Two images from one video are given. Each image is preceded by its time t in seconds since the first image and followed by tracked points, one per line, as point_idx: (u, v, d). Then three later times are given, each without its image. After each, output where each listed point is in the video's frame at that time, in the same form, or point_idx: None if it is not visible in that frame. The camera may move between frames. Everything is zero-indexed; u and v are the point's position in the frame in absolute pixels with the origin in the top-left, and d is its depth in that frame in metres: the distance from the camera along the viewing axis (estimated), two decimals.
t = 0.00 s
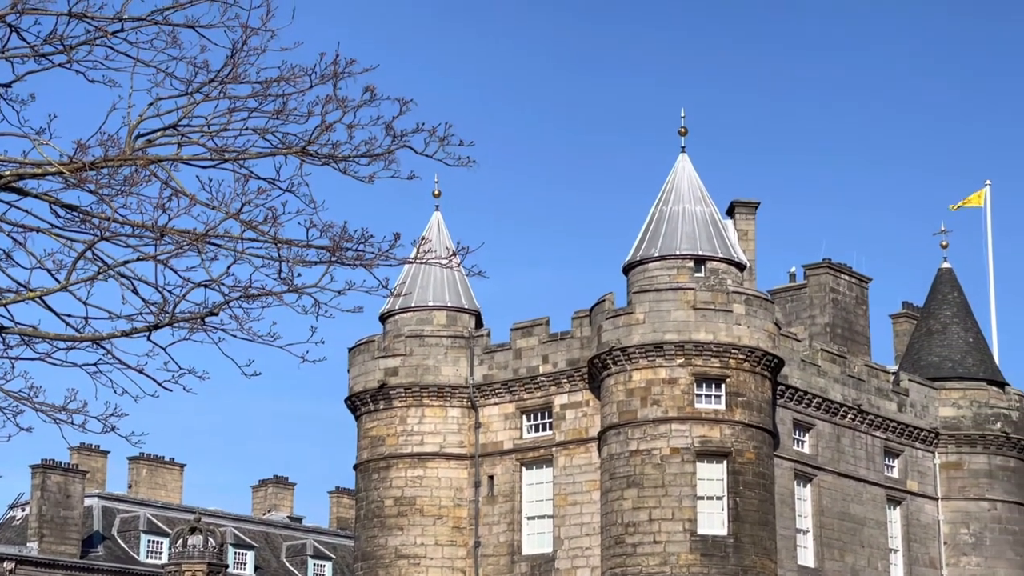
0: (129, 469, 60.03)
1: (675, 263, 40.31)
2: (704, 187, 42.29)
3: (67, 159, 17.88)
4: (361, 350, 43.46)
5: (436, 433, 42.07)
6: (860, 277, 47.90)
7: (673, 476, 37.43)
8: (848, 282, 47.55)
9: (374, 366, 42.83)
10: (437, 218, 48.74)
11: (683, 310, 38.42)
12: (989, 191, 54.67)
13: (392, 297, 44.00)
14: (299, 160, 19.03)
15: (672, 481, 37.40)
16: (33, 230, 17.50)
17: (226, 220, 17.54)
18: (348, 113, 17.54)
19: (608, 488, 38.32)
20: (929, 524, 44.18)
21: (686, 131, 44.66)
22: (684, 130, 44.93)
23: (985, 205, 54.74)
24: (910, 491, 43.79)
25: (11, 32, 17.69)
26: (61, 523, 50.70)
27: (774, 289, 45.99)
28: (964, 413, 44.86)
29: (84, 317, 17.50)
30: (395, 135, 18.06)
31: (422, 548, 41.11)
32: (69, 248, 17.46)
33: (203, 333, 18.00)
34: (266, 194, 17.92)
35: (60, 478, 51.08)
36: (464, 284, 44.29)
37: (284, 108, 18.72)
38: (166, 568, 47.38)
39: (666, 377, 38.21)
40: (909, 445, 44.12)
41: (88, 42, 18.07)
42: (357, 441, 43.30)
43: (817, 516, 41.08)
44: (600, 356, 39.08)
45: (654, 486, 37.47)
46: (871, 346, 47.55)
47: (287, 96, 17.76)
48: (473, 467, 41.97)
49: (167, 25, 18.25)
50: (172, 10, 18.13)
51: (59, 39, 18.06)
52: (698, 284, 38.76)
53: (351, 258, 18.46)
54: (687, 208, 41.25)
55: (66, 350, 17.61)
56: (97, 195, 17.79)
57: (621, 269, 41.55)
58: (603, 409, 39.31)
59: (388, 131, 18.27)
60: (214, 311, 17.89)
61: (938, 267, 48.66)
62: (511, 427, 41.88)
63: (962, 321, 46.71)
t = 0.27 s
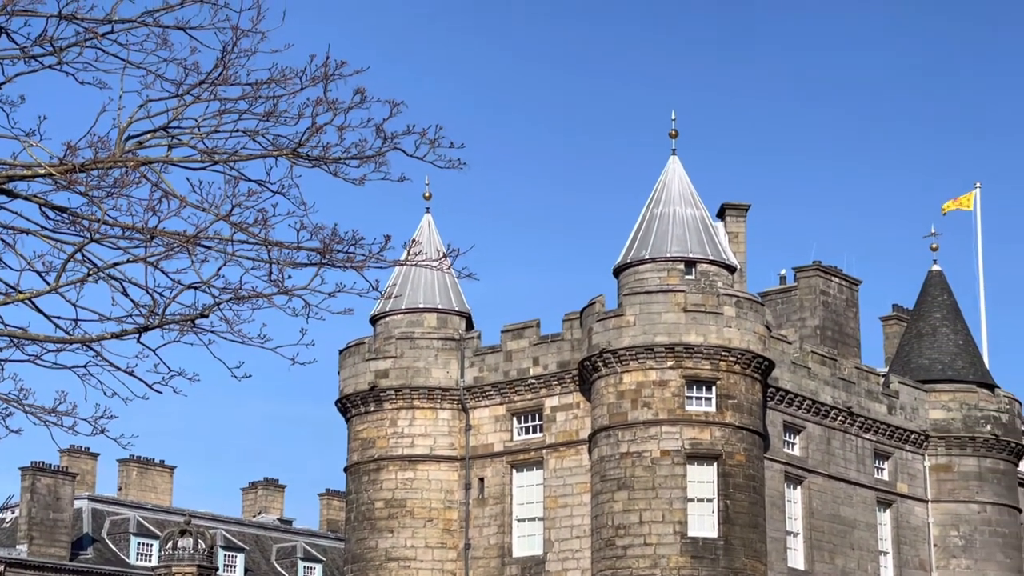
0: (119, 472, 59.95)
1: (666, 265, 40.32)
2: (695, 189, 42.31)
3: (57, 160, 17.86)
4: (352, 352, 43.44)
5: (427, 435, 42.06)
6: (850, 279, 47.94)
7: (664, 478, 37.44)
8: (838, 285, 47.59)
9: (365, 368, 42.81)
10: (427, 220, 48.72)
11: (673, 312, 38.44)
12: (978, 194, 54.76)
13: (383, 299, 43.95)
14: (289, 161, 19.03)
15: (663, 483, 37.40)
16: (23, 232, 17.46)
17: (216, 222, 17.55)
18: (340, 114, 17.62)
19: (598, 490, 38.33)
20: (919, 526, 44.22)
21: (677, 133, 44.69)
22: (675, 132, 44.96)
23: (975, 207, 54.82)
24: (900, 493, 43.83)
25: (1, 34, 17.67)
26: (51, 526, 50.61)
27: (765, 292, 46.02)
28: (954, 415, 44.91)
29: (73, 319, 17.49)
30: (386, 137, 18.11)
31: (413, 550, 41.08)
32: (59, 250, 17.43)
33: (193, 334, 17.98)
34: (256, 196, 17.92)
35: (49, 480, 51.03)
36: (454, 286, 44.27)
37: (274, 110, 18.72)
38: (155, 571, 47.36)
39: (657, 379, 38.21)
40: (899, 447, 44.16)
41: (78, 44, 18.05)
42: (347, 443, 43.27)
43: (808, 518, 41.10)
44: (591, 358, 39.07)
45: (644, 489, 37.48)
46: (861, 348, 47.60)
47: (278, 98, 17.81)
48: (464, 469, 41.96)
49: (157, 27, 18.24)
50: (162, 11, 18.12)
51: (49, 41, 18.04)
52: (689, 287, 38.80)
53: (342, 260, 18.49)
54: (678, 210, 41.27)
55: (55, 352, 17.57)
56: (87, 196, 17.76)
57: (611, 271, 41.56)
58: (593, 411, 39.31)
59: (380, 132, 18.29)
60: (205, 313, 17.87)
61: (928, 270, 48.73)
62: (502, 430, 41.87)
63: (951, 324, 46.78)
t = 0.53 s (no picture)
0: (109, 473, 59.86)
1: (657, 267, 40.33)
2: (686, 191, 42.32)
3: (47, 162, 17.85)
4: (343, 354, 43.42)
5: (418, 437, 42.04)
6: (841, 282, 47.99)
7: (655, 481, 37.45)
8: (829, 287, 47.64)
9: (356, 370, 42.78)
10: (418, 222, 48.69)
11: (665, 314, 38.46)
12: (969, 196, 54.83)
13: (374, 302, 43.81)
14: (280, 163, 19.05)
15: (654, 485, 37.42)
16: (13, 234, 17.44)
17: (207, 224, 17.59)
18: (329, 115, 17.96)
19: (589, 492, 38.34)
20: (910, 528, 44.27)
21: (668, 136, 44.71)
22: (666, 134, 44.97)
23: (966, 209, 54.88)
24: (891, 495, 43.87)
25: None
26: (41, 528, 50.54)
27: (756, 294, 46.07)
28: (945, 417, 44.96)
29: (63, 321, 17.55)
30: (377, 139, 18.23)
31: (404, 552, 41.06)
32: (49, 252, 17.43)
33: (184, 337, 17.98)
34: (247, 198, 17.94)
35: (40, 482, 50.95)
36: (446, 288, 44.23)
37: (265, 111, 18.74)
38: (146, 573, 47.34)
39: (648, 381, 38.22)
40: (890, 449, 44.20)
41: (69, 45, 18.04)
42: (339, 445, 43.24)
43: (799, 520, 41.14)
44: (583, 360, 39.08)
45: (635, 491, 37.49)
46: (852, 350, 47.67)
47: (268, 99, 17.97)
48: (455, 471, 41.94)
49: (147, 28, 18.24)
50: (154, 13, 18.12)
51: (40, 42, 18.01)
52: (680, 288, 38.76)
53: (333, 262, 18.53)
54: (669, 213, 41.29)
55: (46, 354, 17.57)
56: (77, 198, 17.75)
57: (603, 273, 41.57)
58: (584, 413, 39.32)
59: (371, 134, 18.33)
60: (195, 316, 17.87)
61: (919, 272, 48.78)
62: (493, 432, 41.87)
63: (942, 326, 46.78)
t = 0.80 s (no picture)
0: (101, 474, 59.78)
1: (649, 268, 40.35)
2: (678, 192, 42.34)
3: (38, 162, 17.82)
4: (335, 355, 43.39)
5: (409, 438, 42.02)
6: (833, 283, 48.04)
7: (647, 482, 37.46)
8: (821, 288, 47.67)
9: (348, 371, 42.75)
10: (409, 224, 48.68)
11: (657, 315, 38.47)
12: (961, 198, 54.90)
13: (366, 302, 43.89)
14: (272, 164, 19.04)
15: (646, 487, 37.43)
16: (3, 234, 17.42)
17: (198, 224, 17.57)
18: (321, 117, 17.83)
19: (581, 493, 38.34)
20: (901, 529, 44.30)
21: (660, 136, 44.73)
22: (659, 135, 44.98)
23: (958, 211, 54.95)
24: (882, 497, 43.91)
25: None
26: (32, 529, 50.45)
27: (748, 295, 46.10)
28: (936, 419, 45.01)
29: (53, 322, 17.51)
30: (368, 139, 18.20)
31: (395, 554, 41.04)
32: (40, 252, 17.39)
33: (175, 337, 17.96)
34: (238, 198, 17.93)
35: (31, 483, 50.92)
36: (438, 289, 44.22)
37: (257, 112, 18.72)
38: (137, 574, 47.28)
39: (640, 382, 38.24)
40: (881, 450, 44.24)
41: (59, 46, 18.01)
42: (330, 446, 43.22)
43: (790, 522, 41.16)
44: (575, 361, 39.08)
45: (627, 492, 37.50)
46: (844, 351, 47.71)
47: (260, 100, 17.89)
48: (446, 472, 41.92)
49: (139, 29, 18.22)
50: (145, 13, 18.11)
51: (31, 42, 17.99)
52: (672, 289, 38.77)
53: (324, 262, 18.53)
54: (661, 214, 41.30)
55: (36, 355, 17.54)
56: (68, 199, 17.72)
57: (595, 274, 41.58)
58: (576, 414, 39.31)
59: (362, 135, 18.35)
60: (186, 316, 17.86)
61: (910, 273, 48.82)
62: (484, 433, 41.85)
63: (934, 327, 46.85)
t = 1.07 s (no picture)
0: (93, 475, 59.70)
1: (642, 269, 40.35)
2: (670, 193, 42.35)
3: (30, 163, 17.79)
4: (328, 355, 43.36)
5: (402, 439, 42.01)
6: (825, 284, 48.07)
7: (639, 482, 37.46)
8: (814, 289, 47.70)
9: (340, 372, 42.72)
10: (402, 224, 48.68)
11: (649, 315, 38.48)
12: (954, 199, 54.96)
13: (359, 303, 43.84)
14: (264, 165, 19.03)
15: (638, 487, 37.43)
16: None
17: (190, 225, 17.55)
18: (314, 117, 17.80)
19: (574, 494, 38.33)
20: (893, 530, 44.33)
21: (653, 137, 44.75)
22: (651, 136, 45.00)
23: (950, 212, 55.01)
24: (874, 497, 43.94)
25: None
26: (24, 529, 50.37)
27: (741, 296, 46.13)
28: (929, 419, 45.05)
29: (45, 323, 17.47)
30: (361, 139, 18.19)
31: (388, 554, 41.01)
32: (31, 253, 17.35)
33: (167, 338, 17.93)
34: (231, 199, 17.91)
35: (23, 483, 50.84)
36: (431, 290, 44.21)
37: (249, 113, 18.70)
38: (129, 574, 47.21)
39: (633, 383, 38.24)
40: (874, 451, 44.26)
41: (51, 46, 17.98)
42: (323, 447, 43.19)
43: (783, 522, 41.18)
44: (567, 362, 39.08)
45: (620, 493, 37.50)
46: (837, 352, 47.75)
47: (252, 101, 17.86)
48: (439, 473, 41.90)
49: (131, 29, 18.21)
50: (137, 14, 18.08)
51: (23, 43, 17.96)
52: (665, 290, 38.78)
53: (317, 263, 18.52)
54: (654, 214, 41.31)
55: (28, 355, 17.50)
56: (60, 199, 17.69)
57: (588, 275, 41.58)
58: (569, 415, 39.31)
59: (355, 135, 18.36)
60: (179, 317, 17.83)
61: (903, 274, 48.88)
62: (477, 433, 41.84)
63: (926, 328, 46.90)
